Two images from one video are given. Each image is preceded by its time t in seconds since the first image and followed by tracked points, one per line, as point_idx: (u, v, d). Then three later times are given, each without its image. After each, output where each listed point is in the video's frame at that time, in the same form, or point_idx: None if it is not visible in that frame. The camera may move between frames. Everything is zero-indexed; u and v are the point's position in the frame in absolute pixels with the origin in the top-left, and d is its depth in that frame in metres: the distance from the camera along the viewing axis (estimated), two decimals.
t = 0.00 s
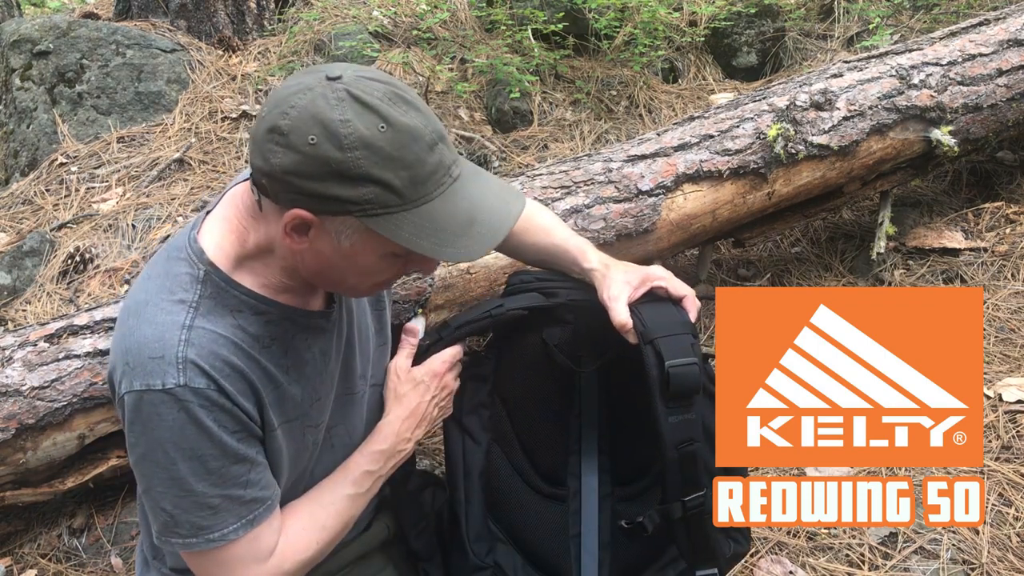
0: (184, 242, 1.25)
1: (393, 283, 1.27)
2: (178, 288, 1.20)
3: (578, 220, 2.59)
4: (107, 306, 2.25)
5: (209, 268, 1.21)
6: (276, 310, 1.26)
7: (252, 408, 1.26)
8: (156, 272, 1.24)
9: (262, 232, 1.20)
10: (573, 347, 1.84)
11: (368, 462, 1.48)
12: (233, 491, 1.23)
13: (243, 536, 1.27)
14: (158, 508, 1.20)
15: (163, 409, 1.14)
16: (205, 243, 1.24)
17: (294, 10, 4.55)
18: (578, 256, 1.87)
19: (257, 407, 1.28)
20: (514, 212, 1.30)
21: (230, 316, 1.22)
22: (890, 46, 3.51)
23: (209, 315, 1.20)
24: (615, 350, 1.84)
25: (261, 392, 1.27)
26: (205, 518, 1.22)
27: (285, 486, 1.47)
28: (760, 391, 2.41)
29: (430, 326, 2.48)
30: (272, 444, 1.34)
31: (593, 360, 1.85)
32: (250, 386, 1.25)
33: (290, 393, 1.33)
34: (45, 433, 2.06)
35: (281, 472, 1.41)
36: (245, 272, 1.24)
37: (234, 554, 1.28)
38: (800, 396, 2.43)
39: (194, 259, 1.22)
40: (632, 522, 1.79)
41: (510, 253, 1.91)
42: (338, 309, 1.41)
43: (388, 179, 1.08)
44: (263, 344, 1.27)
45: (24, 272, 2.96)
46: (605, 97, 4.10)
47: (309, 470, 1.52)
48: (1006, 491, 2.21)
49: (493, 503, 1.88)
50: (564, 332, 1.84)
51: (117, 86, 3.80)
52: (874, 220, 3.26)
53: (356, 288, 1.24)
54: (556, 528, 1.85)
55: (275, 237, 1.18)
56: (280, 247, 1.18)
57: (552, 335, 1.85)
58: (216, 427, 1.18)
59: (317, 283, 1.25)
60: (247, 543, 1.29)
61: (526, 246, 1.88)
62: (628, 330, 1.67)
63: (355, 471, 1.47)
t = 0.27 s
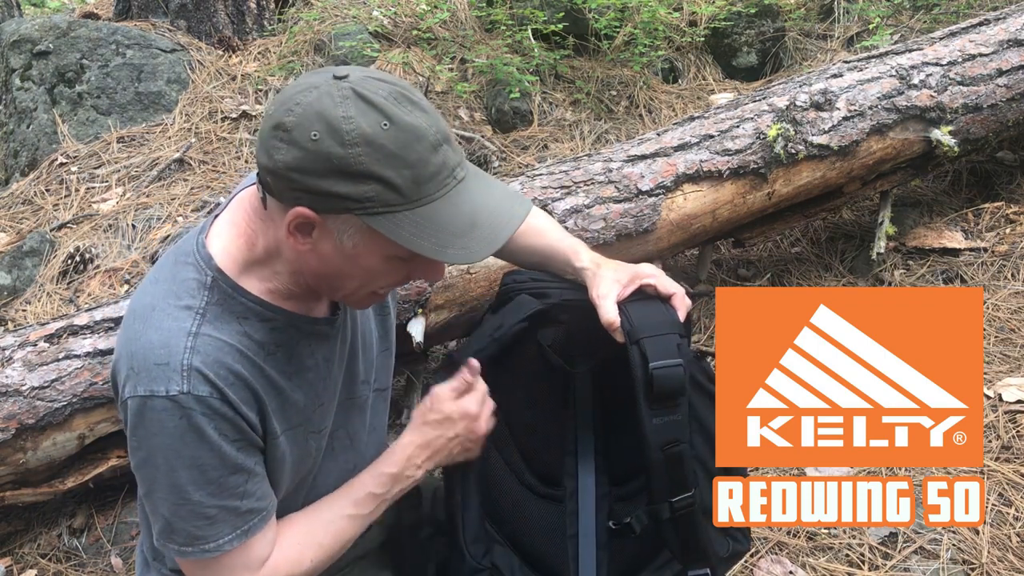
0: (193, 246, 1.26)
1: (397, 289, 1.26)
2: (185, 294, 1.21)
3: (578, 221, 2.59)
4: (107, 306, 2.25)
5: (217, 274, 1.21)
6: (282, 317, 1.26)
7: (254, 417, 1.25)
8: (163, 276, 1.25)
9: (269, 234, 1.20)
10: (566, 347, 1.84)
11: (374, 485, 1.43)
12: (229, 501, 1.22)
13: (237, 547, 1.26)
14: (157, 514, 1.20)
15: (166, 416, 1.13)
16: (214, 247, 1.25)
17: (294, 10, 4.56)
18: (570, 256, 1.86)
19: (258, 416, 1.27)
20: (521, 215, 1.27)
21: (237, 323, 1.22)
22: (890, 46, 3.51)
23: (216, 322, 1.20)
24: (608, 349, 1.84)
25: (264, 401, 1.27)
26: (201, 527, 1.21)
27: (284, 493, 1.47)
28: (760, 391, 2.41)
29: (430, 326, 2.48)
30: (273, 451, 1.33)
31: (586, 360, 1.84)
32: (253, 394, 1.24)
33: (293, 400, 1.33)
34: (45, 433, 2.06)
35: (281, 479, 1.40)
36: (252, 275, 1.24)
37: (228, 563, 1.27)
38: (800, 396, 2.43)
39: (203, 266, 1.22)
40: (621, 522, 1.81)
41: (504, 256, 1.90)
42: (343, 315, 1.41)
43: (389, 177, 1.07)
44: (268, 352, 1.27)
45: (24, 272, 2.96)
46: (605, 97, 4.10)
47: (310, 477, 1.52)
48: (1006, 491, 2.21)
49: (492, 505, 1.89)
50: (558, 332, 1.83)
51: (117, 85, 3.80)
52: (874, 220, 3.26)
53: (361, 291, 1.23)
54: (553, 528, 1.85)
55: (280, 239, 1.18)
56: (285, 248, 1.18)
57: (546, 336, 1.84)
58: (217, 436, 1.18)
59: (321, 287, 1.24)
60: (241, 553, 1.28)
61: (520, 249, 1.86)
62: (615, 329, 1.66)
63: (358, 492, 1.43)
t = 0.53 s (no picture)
0: (194, 242, 1.26)
1: (401, 284, 1.25)
2: (186, 290, 1.20)
3: (578, 220, 2.58)
4: (108, 306, 2.25)
5: (218, 271, 1.21)
6: (283, 316, 1.26)
7: (250, 417, 1.25)
8: (165, 272, 1.24)
9: (270, 232, 1.20)
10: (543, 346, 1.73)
11: (381, 514, 1.47)
12: (220, 506, 1.22)
13: (225, 555, 1.25)
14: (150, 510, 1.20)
15: (161, 412, 1.14)
16: (215, 245, 1.24)
17: (294, 10, 4.56)
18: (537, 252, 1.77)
19: (254, 417, 1.27)
20: (521, 201, 1.26)
21: (237, 320, 1.22)
22: (890, 46, 3.51)
23: (216, 319, 1.20)
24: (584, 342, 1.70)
25: (261, 400, 1.27)
26: (191, 530, 1.21)
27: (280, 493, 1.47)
28: (760, 390, 2.50)
29: (430, 326, 2.47)
30: (269, 451, 1.33)
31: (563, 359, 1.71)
32: (250, 393, 1.24)
33: (290, 397, 1.33)
34: (45, 432, 2.06)
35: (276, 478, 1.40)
36: (253, 275, 1.23)
37: (217, 566, 1.27)
38: (800, 395, 2.49)
39: (203, 262, 1.22)
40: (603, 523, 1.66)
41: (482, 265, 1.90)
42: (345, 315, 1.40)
43: (384, 168, 1.07)
44: (268, 350, 1.26)
45: (24, 272, 2.96)
46: (605, 97, 4.10)
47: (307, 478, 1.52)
48: (1006, 491, 2.20)
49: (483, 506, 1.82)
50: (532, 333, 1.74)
51: (117, 85, 3.80)
52: (874, 220, 3.26)
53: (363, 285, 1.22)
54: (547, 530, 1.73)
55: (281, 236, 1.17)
56: (285, 245, 1.18)
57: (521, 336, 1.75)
58: (211, 434, 1.18)
59: (324, 283, 1.23)
60: (230, 560, 1.27)
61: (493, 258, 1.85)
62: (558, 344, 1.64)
63: (363, 518, 1.46)
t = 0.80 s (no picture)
0: (196, 239, 1.26)
1: (406, 272, 1.26)
2: (188, 288, 1.20)
3: (578, 220, 2.58)
4: (107, 306, 2.25)
5: (220, 268, 1.21)
6: (286, 313, 1.27)
7: (250, 414, 1.24)
8: (166, 270, 1.24)
9: (273, 228, 1.20)
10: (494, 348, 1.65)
11: (364, 509, 1.46)
12: (217, 503, 1.20)
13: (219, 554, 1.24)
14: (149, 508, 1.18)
15: (163, 409, 1.12)
16: (216, 242, 1.25)
17: (294, 10, 4.56)
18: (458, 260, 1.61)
19: (254, 414, 1.26)
20: (520, 181, 1.26)
21: (240, 318, 1.22)
22: (890, 45, 3.51)
23: (219, 317, 1.20)
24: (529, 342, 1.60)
25: (262, 398, 1.27)
26: (188, 527, 1.19)
27: (277, 491, 1.45)
28: (760, 391, 2.59)
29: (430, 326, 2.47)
30: (268, 448, 1.32)
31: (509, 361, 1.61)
32: (252, 391, 1.24)
33: (291, 395, 1.33)
34: (45, 433, 2.06)
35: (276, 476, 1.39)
36: (256, 271, 1.24)
37: (213, 563, 1.25)
38: (800, 396, 2.57)
39: (205, 259, 1.22)
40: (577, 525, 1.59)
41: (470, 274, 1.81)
42: (347, 313, 1.42)
43: (385, 154, 1.07)
44: (269, 347, 1.27)
45: (24, 272, 2.96)
46: (605, 97, 4.09)
47: (308, 477, 1.50)
48: (1006, 491, 2.20)
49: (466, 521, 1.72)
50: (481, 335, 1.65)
51: (117, 85, 3.80)
52: (874, 220, 3.26)
53: (369, 274, 1.22)
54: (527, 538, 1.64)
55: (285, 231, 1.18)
56: (289, 238, 1.19)
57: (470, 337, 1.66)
58: (212, 432, 1.16)
59: (329, 274, 1.25)
60: (223, 557, 1.26)
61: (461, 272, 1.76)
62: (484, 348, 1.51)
63: (346, 514, 1.46)
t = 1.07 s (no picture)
0: (183, 246, 1.25)
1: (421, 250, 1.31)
2: (182, 290, 1.19)
3: (578, 220, 2.58)
4: (107, 306, 2.25)
5: (214, 268, 1.21)
6: (280, 307, 1.27)
7: (262, 401, 1.23)
8: (156, 274, 1.23)
9: (280, 229, 1.21)
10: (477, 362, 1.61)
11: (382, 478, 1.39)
12: (249, 485, 1.19)
13: (262, 531, 1.22)
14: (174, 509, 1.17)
15: (174, 412, 1.11)
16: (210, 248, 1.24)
17: (294, 10, 4.56)
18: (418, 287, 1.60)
19: (267, 402, 1.25)
20: (525, 139, 1.31)
21: (236, 316, 1.21)
22: (890, 45, 3.51)
23: (217, 315, 1.19)
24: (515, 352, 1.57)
25: (273, 390, 1.26)
26: (224, 514, 1.17)
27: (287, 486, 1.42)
28: (761, 391, 2.59)
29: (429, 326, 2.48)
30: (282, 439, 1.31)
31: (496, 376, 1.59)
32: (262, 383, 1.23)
33: (298, 386, 1.32)
34: (45, 433, 2.07)
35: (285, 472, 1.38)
36: (257, 270, 1.24)
37: (253, 547, 1.23)
38: (800, 396, 2.57)
39: (198, 262, 1.21)
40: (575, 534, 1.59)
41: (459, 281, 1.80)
42: (336, 303, 1.43)
43: (404, 142, 1.09)
44: (271, 341, 1.26)
45: (24, 272, 2.96)
46: (605, 97, 4.09)
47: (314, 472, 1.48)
48: (1006, 491, 2.19)
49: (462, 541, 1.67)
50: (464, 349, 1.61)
51: (117, 85, 3.80)
52: (874, 220, 3.26)
53: (393, 256, 1.27)
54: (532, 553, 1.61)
55: (303, 232, 1.20)
56: (304, 237, 1.20)
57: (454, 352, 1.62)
58: (228, 428, 1.15)
59: (346, 261, 1.28)
60: (264, 538, 1.23)
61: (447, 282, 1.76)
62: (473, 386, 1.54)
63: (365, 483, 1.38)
